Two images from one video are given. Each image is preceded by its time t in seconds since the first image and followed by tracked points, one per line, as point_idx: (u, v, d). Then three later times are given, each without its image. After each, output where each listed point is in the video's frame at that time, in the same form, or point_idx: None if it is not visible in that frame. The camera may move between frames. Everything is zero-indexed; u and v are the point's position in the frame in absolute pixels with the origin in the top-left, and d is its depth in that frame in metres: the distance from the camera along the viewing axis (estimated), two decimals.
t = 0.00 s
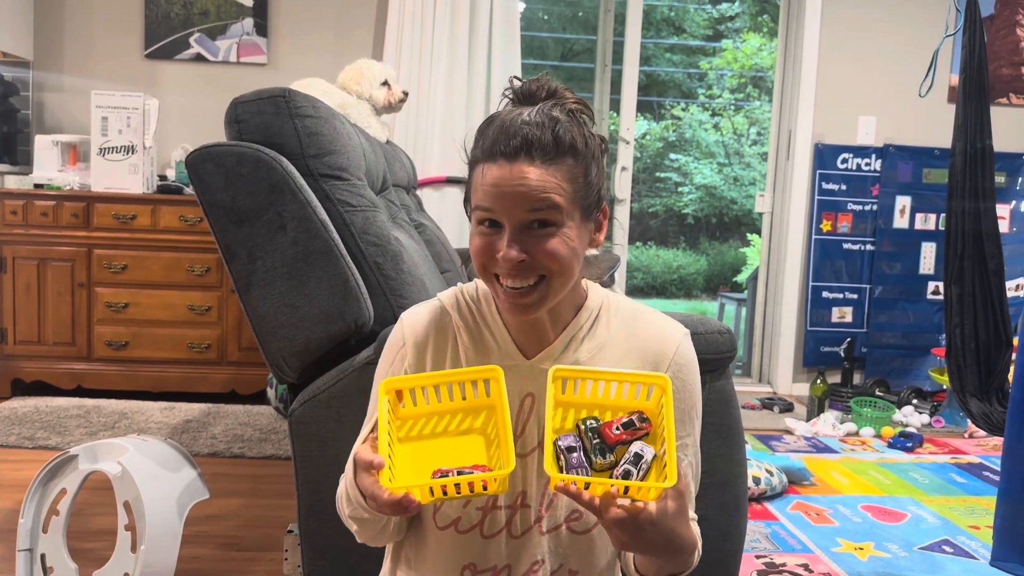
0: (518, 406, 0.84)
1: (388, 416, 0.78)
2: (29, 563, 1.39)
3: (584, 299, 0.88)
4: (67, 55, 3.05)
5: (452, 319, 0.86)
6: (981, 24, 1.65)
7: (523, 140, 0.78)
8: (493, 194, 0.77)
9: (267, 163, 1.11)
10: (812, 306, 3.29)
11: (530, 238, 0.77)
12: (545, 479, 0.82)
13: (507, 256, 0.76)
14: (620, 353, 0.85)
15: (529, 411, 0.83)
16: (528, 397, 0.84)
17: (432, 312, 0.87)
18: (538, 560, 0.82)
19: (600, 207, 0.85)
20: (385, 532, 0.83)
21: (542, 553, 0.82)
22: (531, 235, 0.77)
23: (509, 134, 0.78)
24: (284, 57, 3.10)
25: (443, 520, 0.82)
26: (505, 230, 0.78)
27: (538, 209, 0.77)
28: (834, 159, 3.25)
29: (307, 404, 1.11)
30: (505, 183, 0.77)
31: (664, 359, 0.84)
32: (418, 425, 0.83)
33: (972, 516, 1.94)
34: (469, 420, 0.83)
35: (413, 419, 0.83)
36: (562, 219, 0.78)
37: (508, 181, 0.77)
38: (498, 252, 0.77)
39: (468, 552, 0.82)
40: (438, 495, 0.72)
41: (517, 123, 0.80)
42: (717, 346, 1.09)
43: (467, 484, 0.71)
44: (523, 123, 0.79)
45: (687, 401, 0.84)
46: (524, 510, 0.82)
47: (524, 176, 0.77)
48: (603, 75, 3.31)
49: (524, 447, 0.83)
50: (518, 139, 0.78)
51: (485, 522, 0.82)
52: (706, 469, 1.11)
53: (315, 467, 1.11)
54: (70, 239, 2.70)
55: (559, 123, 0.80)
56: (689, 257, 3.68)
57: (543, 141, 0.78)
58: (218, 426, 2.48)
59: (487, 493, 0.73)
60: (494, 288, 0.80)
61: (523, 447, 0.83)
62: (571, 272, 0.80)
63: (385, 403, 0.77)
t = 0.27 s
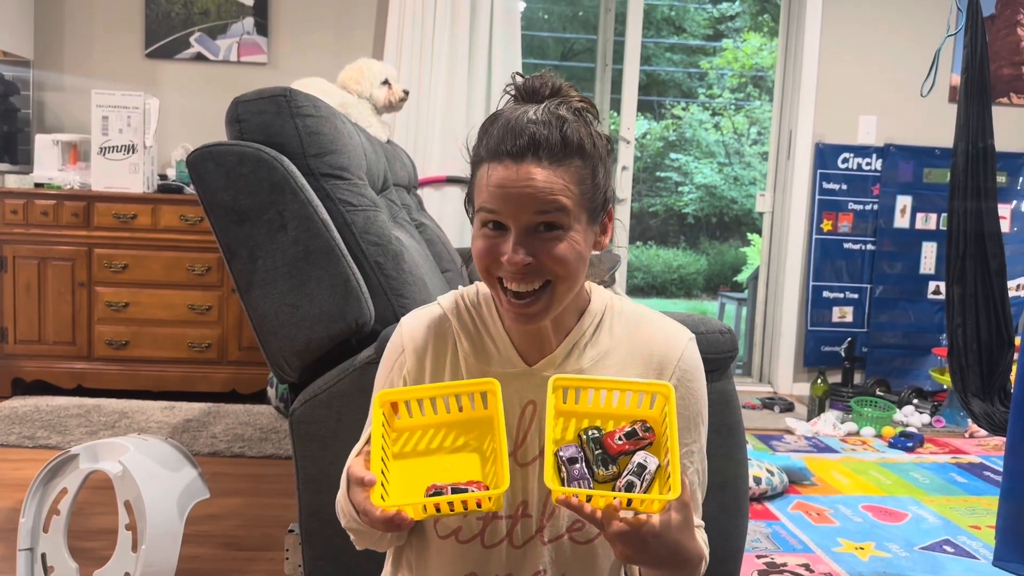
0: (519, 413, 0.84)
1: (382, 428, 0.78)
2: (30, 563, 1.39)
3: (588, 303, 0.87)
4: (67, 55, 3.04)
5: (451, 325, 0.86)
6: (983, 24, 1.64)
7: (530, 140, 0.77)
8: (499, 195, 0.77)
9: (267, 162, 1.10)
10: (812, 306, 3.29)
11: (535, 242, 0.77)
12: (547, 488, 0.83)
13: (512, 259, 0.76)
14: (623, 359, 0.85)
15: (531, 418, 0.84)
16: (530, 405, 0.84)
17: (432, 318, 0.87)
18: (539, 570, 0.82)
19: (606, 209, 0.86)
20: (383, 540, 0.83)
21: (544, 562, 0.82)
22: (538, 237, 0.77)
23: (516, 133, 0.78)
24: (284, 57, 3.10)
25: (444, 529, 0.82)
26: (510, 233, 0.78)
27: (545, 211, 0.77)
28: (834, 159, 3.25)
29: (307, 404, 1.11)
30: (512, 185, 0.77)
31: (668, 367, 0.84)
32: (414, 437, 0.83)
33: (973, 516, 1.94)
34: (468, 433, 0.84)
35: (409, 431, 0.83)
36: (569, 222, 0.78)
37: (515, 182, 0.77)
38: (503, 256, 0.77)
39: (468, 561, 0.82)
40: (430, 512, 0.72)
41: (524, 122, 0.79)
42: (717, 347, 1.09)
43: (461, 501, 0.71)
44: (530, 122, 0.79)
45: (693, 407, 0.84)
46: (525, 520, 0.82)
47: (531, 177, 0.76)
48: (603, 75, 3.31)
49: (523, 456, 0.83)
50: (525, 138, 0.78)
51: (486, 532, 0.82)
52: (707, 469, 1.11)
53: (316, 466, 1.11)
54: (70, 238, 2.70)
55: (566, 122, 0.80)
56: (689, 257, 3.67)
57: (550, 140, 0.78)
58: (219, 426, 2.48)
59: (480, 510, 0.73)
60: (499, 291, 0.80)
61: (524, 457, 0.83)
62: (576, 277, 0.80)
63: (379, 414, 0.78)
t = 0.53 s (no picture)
0: (519, 418, 0.84)
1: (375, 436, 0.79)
2: (31, 562, 1.39)
3: (589, 305, 0.87)
4: (68, 54, 3.04)
5: (451, 329, 0.86)
6: (984, 24, 1.66)
7: (530, 140, 0.78)
8: (497, 196, 0.77)
9: (269, 161, 1.11)
10: (814, 306, 3.29)
11: (530, 244, 0.77)
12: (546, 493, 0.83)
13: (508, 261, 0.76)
14: (624, 364, 0.85)
15: (531, 424, 0.84)
16: (530, 410, 0.84)
17: (432, 322, 0.87)
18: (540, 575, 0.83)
19: (607, 214, 0.86)
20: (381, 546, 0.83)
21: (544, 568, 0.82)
22: (534, 240, 0.77)
23: (517, 133, 0.78)
24: (286, 56, 3.10)
25: (444, 534, 0.83)
26: (506, 235, 0.77)
27: (543, 214, 0.77)
28: (835, 158, 3.25)
29: (308, 403, 1.11)
30: (510, 186, 0.77)
31: (669, 371, 0.85)
32: (408, 447, 0.82)
33: (974, 516, 1.93)
34: (467, 439, 0.83)
35: (405, 439, 0.82)
36: (566, 225, 0.78)
37: (513, 184, 0.77)
38: (499, 258, 0.77)
39: (468, 566, 0.83)
40: (425, 521, 0.72)
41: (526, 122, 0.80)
42: (719, 346, 1.09)
43: (456, 511, 0.71)
44: (532, 123, 0.79)
45: (695, 412, 0.84)
46: (525, 526, 0.82)
47: (529, 179, 0.76)
48: (604, 74, 3.31)
49: (522, 462, 0.83)
50: (525, 139, 0.78)
51: (486, 537, 0.82)
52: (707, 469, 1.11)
53: (316, 465, 1.11)
54: (72, 237, 2.70)
55: (568, 123, 0.80)
56: (689, 257, 3.72)
57: (550, 141, 0.78)
58: (220, 425, 2.49)
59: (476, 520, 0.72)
60: (491, 295, 0.80)
61: (524, 462, 0.83)
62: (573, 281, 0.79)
63: (373, 421, 0.79)
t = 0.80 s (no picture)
0: (521, 422, 0.84)
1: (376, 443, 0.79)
2: (34, 561, 1.39)
3: (592, 309, 0.87)
4: (71, 54, 3.05)
5: (453, 332, 0.86)
6: (986, 23, 1.66)
7: (534, 141, 0.78)
8: (501, 198, 0.77)
9: (270, 160, 1.10)
10: (816, 304, 3.29)
11: (534, 249, 0.77)
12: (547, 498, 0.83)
13: (512, 266, 0.76)
14: (627, 368, 0.85)
15: (533, 429, 0.84)
16: (532, 414, 0.84)
17: (434, 326, 0.87)
18: None
19: (611, 215, 0.86)
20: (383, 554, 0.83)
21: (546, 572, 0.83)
22: (538, 244, 0.77)
23: (520, 134, 0.78)
24: (288, 55, 3.10)
25: (446, 540, 0.83)
26: (510, 239, 0.77)
27: (547, 218, 0.77)
28: (838, 157, 3.24)
29: (310, 402, 1.11)
30: (513, 189, 0.77)
31: (672, 375, 0.85)
32: (408, 456, 0.83)
33: (977, 515, 1.93)
34: (469, 446, 0.83)
35: (406, 447, 0.83)
36: (571, 229, 0.78)
37: (517, 187, 0.77)
38: (502, 262, 0.77)
39: (469, 570, 0.84)
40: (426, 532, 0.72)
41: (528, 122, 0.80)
42: (721, 345, 1.09)
43: (458, 521, 0.70)
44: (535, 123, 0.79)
45: (700, 418, 0.84)
46: (527, 531, 0.83)
47: (532, 182, 0.76)
48: (606, 73, 3.31)
49: (525, 467, 0.83)
50: (529, 139, 0.78)
51: (488, 543, 0.83)
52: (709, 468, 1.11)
53: (318, 464, 1.12)
54: (74, 237, 2.70)
55: (572, 124, 0.80)
56: (692, 255, 3.68)
57: (554, 143, 0.78)
58: (222, 424, 2.49)
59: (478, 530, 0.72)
60: (494, 299, 0.80)
61: (526, 467, 0.83)
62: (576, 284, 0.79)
63: (375, 429, 0.78)
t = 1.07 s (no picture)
0: (521, 413, 0.84)
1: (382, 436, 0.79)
2: (39, 559, 1.40)
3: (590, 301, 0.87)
4: (74, 53, 3.05)
5: (452, 325, 0.86)
6: (989, 19, 1.66)
7: (560, 152, 0.75)
8: (531, 217, 0.75)
9: (273, 159, 1.11)
10: (820, 303, 3.28)
11: (565, 264, 0.76)
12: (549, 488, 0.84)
13: (547, 284, 0.75)
14: (626, 362, 0.86)
15: (533, 418, 0.84)
16: (532, 405, 0.84)
17: (433, 319, 0.87)
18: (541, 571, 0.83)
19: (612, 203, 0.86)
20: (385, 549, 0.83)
21: (546, 562, 0.83)
22: (570, 259, 0.76)
23: (544, 145, 0.75)
24: (291, 54, 3.10)
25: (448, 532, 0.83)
26: (540, 257, 0.76)
27: (579, 234, 0.76)
28: (841, 155, 3.24)
29: (313, 400, 1.11)
30: (545, 207, 0.74)
31: (671, 369, 0.84)
32: (412, 450, 0.83)
33: (980, 514, 1.93)
34: (470, 442, 0.83)
35: (409, 441, 0.83)
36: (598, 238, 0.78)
37: (547, 204, 0.74)
38: (534, 278, 0.76)
39: (472, 563, 0.83)
40: (427, 523, 0.71)
41: (547, 131, 0.76)
42: (725, 343, 1.09)
43: (460, 513, 0.70)
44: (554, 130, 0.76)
45: (699, 412, 0.84)
46: (528, 522, 0.83)
47: (565, 201, 0.74)
48: (609, 71, 3.30)
49: (525, 457, 0.84)
50: (555, 152, 0.75)
51: (489, 534, 0.83)
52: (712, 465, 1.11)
53: (322, 462, 1.12)
54: (78, 236, 2.71)
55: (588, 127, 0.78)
56: (696, 255, 3.69)
57: (578, 152, 0.75)
58: (226, 423, 2.49)
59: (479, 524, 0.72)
60: (522, 311, 0.79)
61: (526, 457, 0.84)
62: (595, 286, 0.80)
63: (380, 422, 0.78)
